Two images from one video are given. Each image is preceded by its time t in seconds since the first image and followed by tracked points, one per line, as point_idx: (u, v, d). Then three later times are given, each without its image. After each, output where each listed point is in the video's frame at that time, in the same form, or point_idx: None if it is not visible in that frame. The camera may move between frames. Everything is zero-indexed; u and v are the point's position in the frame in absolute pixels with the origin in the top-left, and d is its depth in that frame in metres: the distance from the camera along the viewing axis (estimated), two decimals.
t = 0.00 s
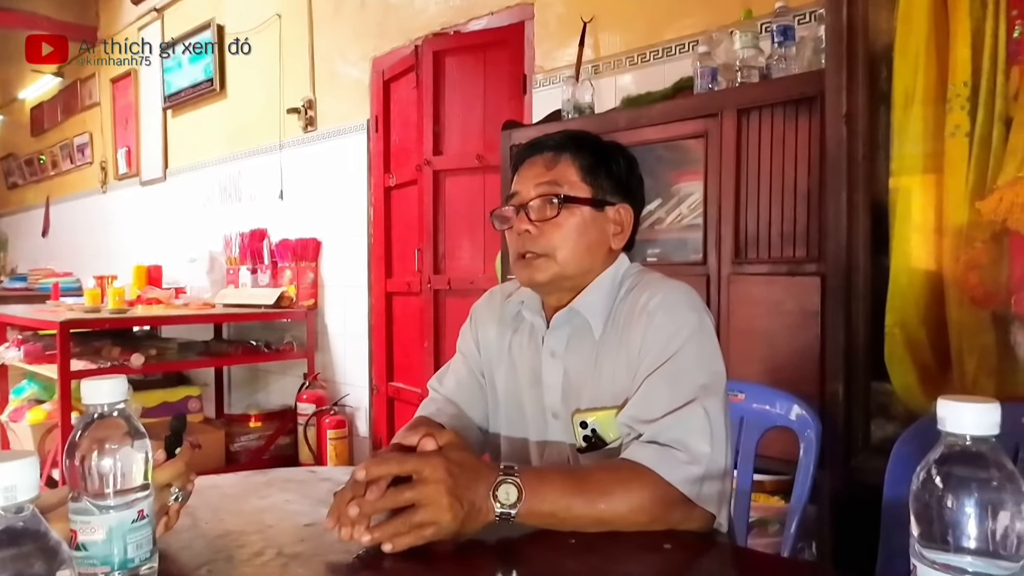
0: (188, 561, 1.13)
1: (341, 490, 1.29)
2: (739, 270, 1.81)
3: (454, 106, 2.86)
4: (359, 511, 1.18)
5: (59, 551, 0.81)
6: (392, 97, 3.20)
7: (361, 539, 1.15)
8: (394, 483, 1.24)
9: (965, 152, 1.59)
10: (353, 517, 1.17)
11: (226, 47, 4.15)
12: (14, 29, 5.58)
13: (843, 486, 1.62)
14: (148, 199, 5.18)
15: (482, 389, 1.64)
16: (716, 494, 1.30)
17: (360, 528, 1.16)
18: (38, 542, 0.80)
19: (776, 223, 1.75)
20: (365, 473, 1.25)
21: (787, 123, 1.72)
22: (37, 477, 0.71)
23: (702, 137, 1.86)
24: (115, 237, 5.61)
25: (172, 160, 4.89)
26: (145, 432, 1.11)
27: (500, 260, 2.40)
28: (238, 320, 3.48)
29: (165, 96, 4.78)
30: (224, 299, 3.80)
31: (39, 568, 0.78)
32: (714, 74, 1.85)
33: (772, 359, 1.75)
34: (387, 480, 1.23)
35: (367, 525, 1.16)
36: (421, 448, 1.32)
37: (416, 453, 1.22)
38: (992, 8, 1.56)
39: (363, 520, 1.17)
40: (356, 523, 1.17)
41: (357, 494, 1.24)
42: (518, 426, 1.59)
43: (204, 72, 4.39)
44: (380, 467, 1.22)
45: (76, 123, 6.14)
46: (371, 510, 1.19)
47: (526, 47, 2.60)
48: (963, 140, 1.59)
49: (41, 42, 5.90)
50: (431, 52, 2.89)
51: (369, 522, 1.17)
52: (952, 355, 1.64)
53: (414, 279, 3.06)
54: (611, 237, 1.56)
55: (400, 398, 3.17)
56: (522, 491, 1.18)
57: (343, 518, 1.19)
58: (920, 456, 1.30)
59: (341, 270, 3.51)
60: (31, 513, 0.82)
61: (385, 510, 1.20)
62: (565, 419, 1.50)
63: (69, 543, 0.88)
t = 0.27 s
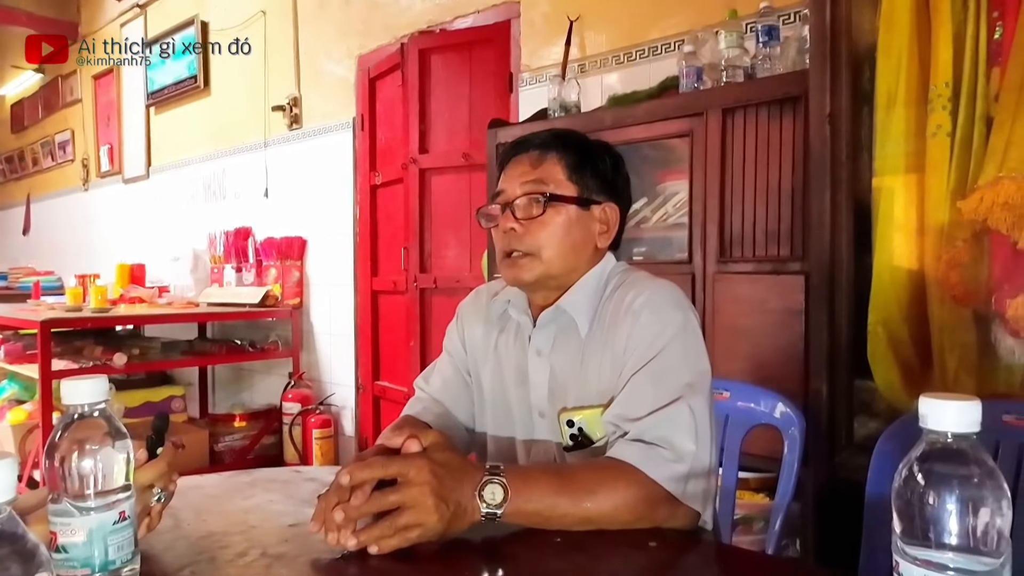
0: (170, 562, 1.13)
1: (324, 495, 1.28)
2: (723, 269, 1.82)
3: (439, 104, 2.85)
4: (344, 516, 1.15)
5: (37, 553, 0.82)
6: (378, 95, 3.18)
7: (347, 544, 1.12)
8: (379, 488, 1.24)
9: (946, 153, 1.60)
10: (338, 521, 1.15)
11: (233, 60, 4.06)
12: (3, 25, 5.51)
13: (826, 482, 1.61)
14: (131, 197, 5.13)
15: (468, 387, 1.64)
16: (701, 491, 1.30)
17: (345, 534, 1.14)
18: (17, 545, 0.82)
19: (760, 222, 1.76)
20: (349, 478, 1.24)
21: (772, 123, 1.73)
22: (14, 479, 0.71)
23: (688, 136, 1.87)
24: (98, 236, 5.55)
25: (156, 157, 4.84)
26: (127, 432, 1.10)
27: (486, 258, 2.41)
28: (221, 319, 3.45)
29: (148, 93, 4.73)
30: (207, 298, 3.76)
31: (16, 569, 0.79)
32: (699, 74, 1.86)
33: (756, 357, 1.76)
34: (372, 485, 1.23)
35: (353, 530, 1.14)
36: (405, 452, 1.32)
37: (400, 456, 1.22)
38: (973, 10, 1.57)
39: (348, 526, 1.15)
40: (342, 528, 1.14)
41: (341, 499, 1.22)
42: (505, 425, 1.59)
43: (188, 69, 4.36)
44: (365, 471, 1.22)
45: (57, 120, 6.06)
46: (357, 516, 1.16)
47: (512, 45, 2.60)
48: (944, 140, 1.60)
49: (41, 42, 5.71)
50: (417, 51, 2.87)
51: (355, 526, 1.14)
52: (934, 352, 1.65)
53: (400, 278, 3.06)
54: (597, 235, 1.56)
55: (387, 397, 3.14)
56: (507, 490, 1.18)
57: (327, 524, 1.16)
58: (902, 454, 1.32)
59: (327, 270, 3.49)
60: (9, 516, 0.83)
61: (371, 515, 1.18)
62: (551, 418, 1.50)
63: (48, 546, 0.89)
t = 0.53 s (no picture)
0: None
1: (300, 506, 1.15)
2: (735, 265, 1.67)
3: (425, 86, 2.70)
4: (319, 531, 1.05)
5: None
6: (355, 71, 3.03)
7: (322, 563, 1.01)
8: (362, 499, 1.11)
9: (979, 138, 1.44)
10: (313, 537, 1.05)
11: (211, 43, 3.82)
12: None
13: (848, 499, 1.48)
14: (80, 184, 4.87)
15: (456, 395, 1.50)
16: (711, 509, 1.15)
17: (320, 552, 1.03)
18: None
19: (776, 214, 1.62)
20: (325, 489, 1.09)
21: (788, 106, 1.59)
22: None
23: (697, 119, 1.72)
24: (44, 225, 5.24)
25: (108, 141, 4.63)
26: (77, 446, 0.97)
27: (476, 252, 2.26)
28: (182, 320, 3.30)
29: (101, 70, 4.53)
30: (167, 298, 3.65)
31: None
32: (709, 51, 1.73)
33: (772, 361, 1.62)
34: (350, 497, 1.09)
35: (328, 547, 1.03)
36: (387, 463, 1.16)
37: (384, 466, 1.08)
38: None
39: (323, 543, 1.04)
40: (317, 544, 1.04)
41: (315, 512, 1.09)
42: (495, 435, 1.44)
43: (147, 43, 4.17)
44: (341, 483, 1.08)
45: None
46: (334, 532, 1.05)
47: (506, 19, 2.50)
48: (977, 124, 1.44)
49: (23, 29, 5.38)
50: (400, 25, 2.73)
51: (330, 543, 1.03)
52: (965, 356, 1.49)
53: (380, 275, 2.91)
54: (595, 228, 1.40)
55: (365, 406, 3.02)
56: (498, 507, 1.03)
57: (302, 540, 1.06)
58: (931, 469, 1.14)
59: (299, 266, 3.36)
60: None
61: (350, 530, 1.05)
62: (546, 428, 1.35)
63: None
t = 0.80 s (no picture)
0: None
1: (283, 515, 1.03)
2: (742, 262, 1.60)
3: (415, 74, 2.63)
4: (303, 545, 0.95)
5: None
6: (342, 59, 2.97)
7: None
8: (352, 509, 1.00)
9: (997, 130, 1.38)
10: (296, 550, 0.95)
11: (189, 32, 3.74)
12: None
13: (861, 508, 1.41)
14: (53, 180, 4.76)
15: (448, 400, 1.42)
16: (716, 519, 1.05)
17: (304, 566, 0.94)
18: None
19: (785, 208, 1.56)
20: (309, 501, 0.98)
21: (798, 95, 1.53)
22: None
23: (702, 109, 1.66)
24: (19, 220, 5.10)
25: (81, 132, 4.53)
26: (49, 453, 0.89)
27: (469, 248, 2.19)
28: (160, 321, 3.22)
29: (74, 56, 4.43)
30: (143, 297, 3.62)
31: None
32: (715, 37, 1.70)
33: (780, 364, 1.55)
34: (337, 508, 0.97)
35: (314, 562, 0.94)
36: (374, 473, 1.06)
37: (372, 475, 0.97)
38: None
39: (307, 556, 0.94)
40: (301, 558, 0.94)
41: (300, 525, 0.98)
42: (490, 442, 1.36)
43: (120, 29, 4.09)
44: (327, 493, 0.97)
45: None
46: (319, 545, 0.95)
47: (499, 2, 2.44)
48: (995, 115, 1.38)
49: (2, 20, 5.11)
50: (388, 10, 2.65)
51: (316, 557, 0.94)
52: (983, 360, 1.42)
53: (368, 272, 2.84)
54: (594, 223, 1.32)
55: (353, 412, 2.96)
56: (493, 519, 0.94)
57: (284, 552, 0.96)
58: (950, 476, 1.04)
59: (281, 263, 3.29)
60: None
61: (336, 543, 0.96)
62: (543, 435, 1.27)
63: None
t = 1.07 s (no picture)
0: None
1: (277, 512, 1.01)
2: (744, 262, 1.58)
3: (410, 70, 2.61)
4: (297, 544, 0.93)
5: None
6: (335, 54, 2.95)
7: None
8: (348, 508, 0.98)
9: (1002, 128, 1.34)
10: (290, 550, 0.93)
11: (179, 28, 3.72)
12: None
13: (863, 510, 1.40)
14: (41, 177, 4.72)
15: (444, 402, 1.40)
16: (716, 522, 1.02)
17: (299, 566, 0.92)
18: None
19: (786, 206, 1.54)
20: (305, 499, 0.96)
21: (800, 91, 1.51)
22: None
23: (702, 105, 1.64)
24: (9, 218, 5.05)
25: (68, 128, 4.50)
26: (37, 457, 0.85)
27: (464, 248, 2.16)
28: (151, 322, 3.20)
29: (61, 52, 4.40)
30: (132, 296, 3.59)
31: None
32: (716, 32, 1.69)
33: (782, 365, 1.53)
34: (332, 507, 0.95)
35: (307, 561, 0.92)
36: (369, 471, 1.02)
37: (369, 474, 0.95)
38: None
39: (302, 556, 0.92)
40: (295, 558, 0.92)
41: (294, 524, 0.96)
42: (487, 444, 1.34)
43: (108, 24, 4.07)
44: (324, 492, 0.95)
45: None
46: (313, 545, 0.93)
47: None
48: (1000, 111, 1.34)
49: None
50: (382, 4, 2.63)
51: (310, 557, 0.92)
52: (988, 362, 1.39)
53: (362, 272, 2.82)
54: (587, 224, 1.29)
55: (346, 413, 2.94)
56: (490, 521, 0.92)
57: (278, 550, 0.94)
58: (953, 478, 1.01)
59: (274, 262, 3.27)
60: None
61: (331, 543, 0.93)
62: (541, 437, 1.24)
63: None
